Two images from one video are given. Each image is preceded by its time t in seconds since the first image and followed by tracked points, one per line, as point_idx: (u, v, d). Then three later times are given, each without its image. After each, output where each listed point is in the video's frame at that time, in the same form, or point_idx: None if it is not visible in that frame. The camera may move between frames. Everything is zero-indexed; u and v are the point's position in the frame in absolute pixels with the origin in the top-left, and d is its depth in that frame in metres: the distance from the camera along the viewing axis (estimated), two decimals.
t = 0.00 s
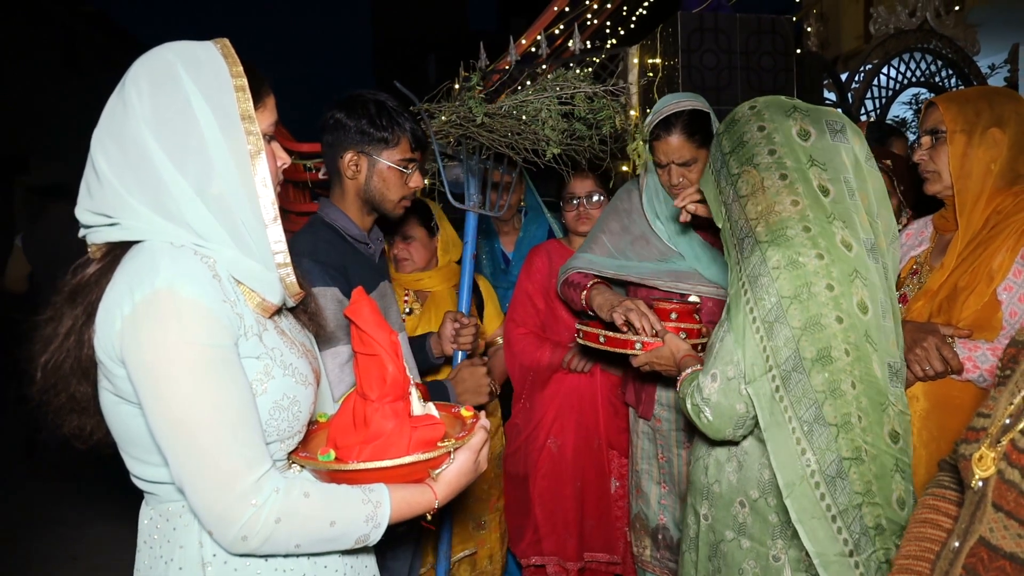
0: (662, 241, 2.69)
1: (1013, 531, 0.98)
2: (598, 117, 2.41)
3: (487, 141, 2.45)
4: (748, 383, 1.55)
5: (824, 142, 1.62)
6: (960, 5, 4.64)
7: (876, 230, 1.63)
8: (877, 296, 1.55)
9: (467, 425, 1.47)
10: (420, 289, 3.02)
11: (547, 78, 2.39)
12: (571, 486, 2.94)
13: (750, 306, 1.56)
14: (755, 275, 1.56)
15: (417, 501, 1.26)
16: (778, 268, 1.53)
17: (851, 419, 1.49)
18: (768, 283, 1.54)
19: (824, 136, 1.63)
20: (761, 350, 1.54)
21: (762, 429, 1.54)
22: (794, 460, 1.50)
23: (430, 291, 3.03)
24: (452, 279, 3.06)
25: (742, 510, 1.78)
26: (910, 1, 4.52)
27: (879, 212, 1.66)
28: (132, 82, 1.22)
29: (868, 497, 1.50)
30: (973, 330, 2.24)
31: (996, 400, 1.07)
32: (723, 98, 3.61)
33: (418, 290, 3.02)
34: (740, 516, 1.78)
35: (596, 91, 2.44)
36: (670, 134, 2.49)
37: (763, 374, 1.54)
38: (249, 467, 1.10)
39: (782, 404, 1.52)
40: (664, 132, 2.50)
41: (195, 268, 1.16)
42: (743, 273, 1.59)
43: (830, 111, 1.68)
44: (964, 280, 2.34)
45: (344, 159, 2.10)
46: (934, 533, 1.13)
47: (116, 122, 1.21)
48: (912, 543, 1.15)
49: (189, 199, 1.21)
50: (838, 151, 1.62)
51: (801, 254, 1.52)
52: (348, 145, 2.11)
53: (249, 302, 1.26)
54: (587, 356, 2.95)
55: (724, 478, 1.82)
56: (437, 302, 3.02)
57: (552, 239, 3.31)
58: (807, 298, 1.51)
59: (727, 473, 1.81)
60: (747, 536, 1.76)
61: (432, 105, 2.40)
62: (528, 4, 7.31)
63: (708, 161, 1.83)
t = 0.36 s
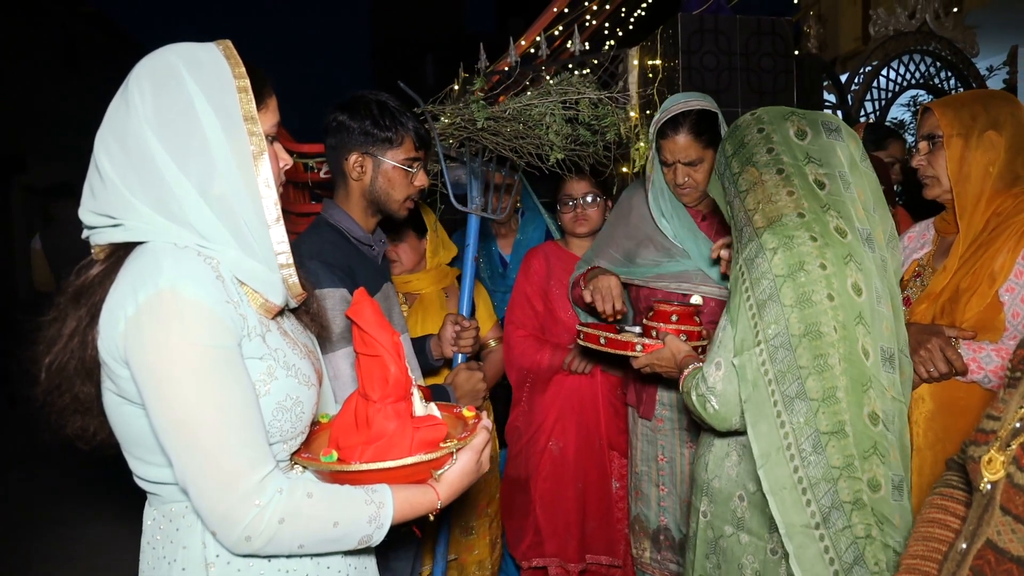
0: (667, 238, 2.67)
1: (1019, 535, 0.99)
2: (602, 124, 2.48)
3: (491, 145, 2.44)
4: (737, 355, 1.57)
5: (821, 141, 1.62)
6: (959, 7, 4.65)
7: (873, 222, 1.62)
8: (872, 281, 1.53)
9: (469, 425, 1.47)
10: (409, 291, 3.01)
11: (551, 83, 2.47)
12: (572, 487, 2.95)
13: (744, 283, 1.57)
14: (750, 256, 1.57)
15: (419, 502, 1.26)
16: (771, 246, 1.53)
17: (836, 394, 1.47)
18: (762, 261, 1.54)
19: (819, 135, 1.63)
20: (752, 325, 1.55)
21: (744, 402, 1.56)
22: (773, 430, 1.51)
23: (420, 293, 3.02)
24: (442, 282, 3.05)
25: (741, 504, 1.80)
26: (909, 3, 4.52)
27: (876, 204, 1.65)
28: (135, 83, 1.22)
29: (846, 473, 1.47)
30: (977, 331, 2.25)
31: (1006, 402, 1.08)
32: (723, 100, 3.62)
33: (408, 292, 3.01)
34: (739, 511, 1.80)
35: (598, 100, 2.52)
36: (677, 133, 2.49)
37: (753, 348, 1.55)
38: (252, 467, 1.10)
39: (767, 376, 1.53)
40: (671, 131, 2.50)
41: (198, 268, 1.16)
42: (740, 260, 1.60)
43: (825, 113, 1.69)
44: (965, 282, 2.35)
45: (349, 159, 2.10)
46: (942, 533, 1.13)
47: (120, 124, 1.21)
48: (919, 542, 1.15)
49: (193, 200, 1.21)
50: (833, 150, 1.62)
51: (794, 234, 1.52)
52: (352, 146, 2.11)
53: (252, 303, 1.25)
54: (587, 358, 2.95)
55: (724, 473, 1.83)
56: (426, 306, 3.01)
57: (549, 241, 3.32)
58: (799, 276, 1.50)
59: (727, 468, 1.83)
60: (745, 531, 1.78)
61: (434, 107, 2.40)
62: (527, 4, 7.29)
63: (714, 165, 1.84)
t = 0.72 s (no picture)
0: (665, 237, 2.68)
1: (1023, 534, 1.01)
2: (597, 119, 2.43)
3: (485, 144, 2.44)
4: (738, 358, 1.56)
5: (820, 142, 1.63)
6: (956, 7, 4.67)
7: (874, 219, 1.62)
8: (875, 279, 1.54)
9: (469, 425, 1.47)
10: (404, 294, 3.00)
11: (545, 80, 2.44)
12: (571, 485, 2.96)
13: (747, 289, 1.57)
14: (755, 260, 1.56)
15: (420, 500, 1.27)
16: (775, 249, 1.53)
17: (838, 396, 1.49)
18: (766, 266, 1.54)
19: (819, 135, 1.64)
20: (755, 329, 1.55)
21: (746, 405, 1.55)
22: (774, 436, 1.52)
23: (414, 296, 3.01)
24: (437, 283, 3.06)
25: (745, 504, 1.81)
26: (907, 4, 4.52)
27: (876, 200, 1.65)
28: (134, 84, 1.23)
29: (845, 477, 1.49)
30: (980, 330, 2.27)
31: (1012, 400, 1.09)
32: (721, 100, 3.63)
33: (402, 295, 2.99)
34: (745, 510, 1.80)
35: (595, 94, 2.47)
36: (673, 130, 2.50)
37: (755, 353, 1.54)
38: (254, 466, 1.11)
39: (769, 382, 1.52)
40: (668, 130, 2.51)
41: (199, 268, 1.16)
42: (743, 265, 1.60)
43: (823, 113, 1.70)
44: (966, 280, 2.37)
45: (359, 161, 2.11)
46: (946, 528, 1.14)
47: (119, 125, 1.22)
48: (922, 537, 1.16)
49: (193, 200, 1.21)
50: (834, 149, 1.63)
51: (798, 237, 1.52)
52: (362, 147, 2.11)
53: (253, 302, 1.26)
54: (586, 357, 2.96)
55: (729, 473, 1.84)
56: (420, 308, 3.00)
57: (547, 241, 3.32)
58: (803, 279, 1.50)
59: (732, 467, 1.83)
60: (750, 530, 1.78)
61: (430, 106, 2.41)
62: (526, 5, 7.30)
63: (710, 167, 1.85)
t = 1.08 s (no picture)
0: (665, 236, 2.68)
1: None
2: (584, 109, 2.44)
3: (476, 140, 2.43)
4: (743, 379, 1.58)
5: (824, 142, 1.62)
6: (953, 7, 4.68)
7: (877, 223, 1.62)
8: (880, 285, 1.54)
9: (468, 424, 1.47)
10: (408, 292, 3.00)
11: (530, 74, 2.45)
12: (569, 483, 2.95)
13: (750, 308, 1.57)
14: (758, 275, 1.56)
15: (421, 499, 1.27)
16: (780, 267, 1.53)
17: (844, 414, 1.49)
18: (770, 284, 1.54)
19: (823, 135, 1.63)
20: (759, 348, 1.56)
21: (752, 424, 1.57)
22: (778, 459, 1.54)
23: (417, 295, 3.01)
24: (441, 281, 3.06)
25: (748, 505, 1.81)
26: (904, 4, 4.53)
27: (881, 201, 1.66)
28: (134, 83, 1.22)
29: (852, 497, 1.49)
30: (977, 327, 2.28)
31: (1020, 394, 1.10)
32: (719, 99, 3.63)
33: (406, 293, 3.00)
34: (747, 511, 1.80)
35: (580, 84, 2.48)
36: (675, 130, 2.50)
37: (759, 374, 1.56)
38: (255, 465, 1.10)
39: (774, 404, 1.54)
40: (669, 129, 2.51)
41: (199, 267, 1.16)
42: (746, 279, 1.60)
43: (828, 112, 1.69)
44: (962, 277, 2.38)
45: (356, 159, 2.10)
46: (950, 521, 1.13)
47: (117, 125, 1.21)
48: (925, 531, 1.15)
49: (192, 199, 1.21)
50: (838, 149, 1.63)
51: (803, 251, 1.52)
52: (360, 144, 2.11)
53: (253, 300, 1.25)
54: (584, 356, 2.96)
55: (732, 475, 1.84)
56: (426, 304, 3.00)
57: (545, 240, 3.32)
58: (807, 296, 1.51)
59: (735, 468, 1.84)
60: (753, 531, 1.78)
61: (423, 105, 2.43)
62: (523, 5, 7.28)
63: (705, 165, 1.86)
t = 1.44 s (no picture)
0: (666, 235, 2.67)
1: None
2: (584, 110, 2.43)
3: (475, 139, 2.42)
4: (739, 389, 1.55)
5: (828, 142, 1.62)
6: (948, 7, 4.70)
7: (878, 225, 1.63)
8: (880, 290, 1.55)
9: (467, 425, 1.46)
10: (416, 288, 2.97)
11: (531, 73, 2.42)
12: (566, 483, 2.94)
13: (748, 315, 1.55)
14: (757, 280, 1.55)
15: (419, 499, 1.25)
16: (779, 274, 1.52)
17: (839, 425, 1.49)
18: (769, 291, 1.53)
19: (827, 135, 1.63)
20: (756, 356, 1.55)
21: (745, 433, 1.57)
22: (770, 467, 1.54)
23: (426, 291, 2.98)
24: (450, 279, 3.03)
25: (746, 505, 1.80)
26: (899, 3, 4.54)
27: (883, 202, 1.66)
28: (128, 79, 1.21)
29: (838, 509, 1.49)
30: (965, 324, 2.32)
31: None
32: (716, 98, 3.63)
33: (415, 289, 2.97)
34: (745, 512, 1.80)
35: (581, 84, 2.46)
36: (677, 127, 2.50)
37: (756, 383, 1.55)
38: (253, 465, 1.09)
39: (770, 413, 1.54)
40: (671, 125, 2.51)
41: (196, 264, 1.15)
42: (744, 284, 1.58)
43: (831, 111, 1.68)
44: (953, 274, 2.41)
45: (347, 157, 2.09)
46: (960, 522, 1.14)
47: (111, 123, 1.20)
48: (935, 531, 1.16)
49: (188, 196, 1.19)
50: (841, 149, 1.62)
51: (804, 257, 1.52)
52: (350, 143, 2.10)
53: (250, 298, 1.24)
54: (582, 356, 2.94)
55: (729, 475, 1.83)
56: (436, 301, 2.97)
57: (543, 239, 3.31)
58: (806, 304, 1.51)
59: (734, 468, 1.82)
60: (750, 531, 1.78)
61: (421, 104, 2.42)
62: (519, 4, 7.27)
63: (705, 160, 1.84)
